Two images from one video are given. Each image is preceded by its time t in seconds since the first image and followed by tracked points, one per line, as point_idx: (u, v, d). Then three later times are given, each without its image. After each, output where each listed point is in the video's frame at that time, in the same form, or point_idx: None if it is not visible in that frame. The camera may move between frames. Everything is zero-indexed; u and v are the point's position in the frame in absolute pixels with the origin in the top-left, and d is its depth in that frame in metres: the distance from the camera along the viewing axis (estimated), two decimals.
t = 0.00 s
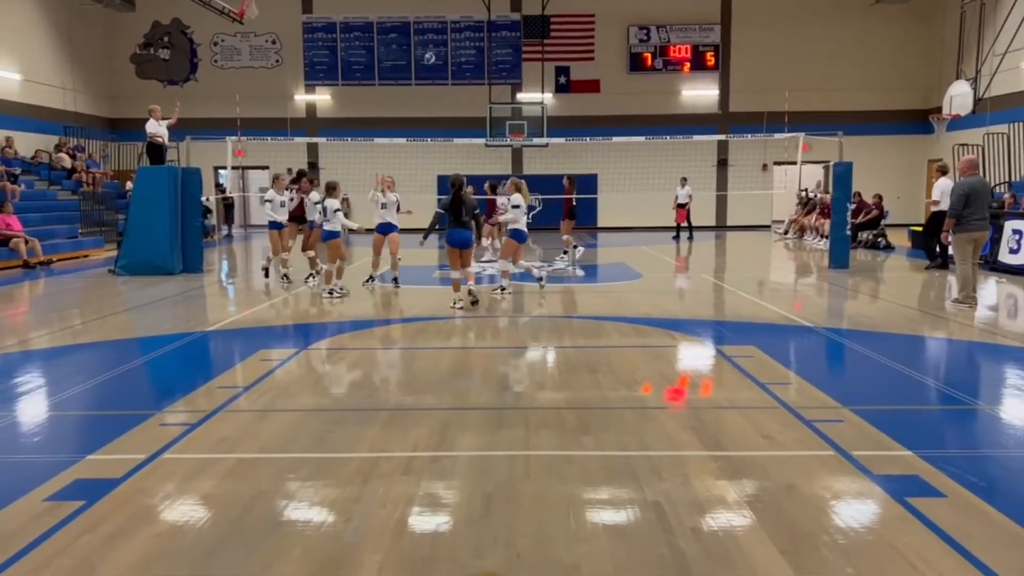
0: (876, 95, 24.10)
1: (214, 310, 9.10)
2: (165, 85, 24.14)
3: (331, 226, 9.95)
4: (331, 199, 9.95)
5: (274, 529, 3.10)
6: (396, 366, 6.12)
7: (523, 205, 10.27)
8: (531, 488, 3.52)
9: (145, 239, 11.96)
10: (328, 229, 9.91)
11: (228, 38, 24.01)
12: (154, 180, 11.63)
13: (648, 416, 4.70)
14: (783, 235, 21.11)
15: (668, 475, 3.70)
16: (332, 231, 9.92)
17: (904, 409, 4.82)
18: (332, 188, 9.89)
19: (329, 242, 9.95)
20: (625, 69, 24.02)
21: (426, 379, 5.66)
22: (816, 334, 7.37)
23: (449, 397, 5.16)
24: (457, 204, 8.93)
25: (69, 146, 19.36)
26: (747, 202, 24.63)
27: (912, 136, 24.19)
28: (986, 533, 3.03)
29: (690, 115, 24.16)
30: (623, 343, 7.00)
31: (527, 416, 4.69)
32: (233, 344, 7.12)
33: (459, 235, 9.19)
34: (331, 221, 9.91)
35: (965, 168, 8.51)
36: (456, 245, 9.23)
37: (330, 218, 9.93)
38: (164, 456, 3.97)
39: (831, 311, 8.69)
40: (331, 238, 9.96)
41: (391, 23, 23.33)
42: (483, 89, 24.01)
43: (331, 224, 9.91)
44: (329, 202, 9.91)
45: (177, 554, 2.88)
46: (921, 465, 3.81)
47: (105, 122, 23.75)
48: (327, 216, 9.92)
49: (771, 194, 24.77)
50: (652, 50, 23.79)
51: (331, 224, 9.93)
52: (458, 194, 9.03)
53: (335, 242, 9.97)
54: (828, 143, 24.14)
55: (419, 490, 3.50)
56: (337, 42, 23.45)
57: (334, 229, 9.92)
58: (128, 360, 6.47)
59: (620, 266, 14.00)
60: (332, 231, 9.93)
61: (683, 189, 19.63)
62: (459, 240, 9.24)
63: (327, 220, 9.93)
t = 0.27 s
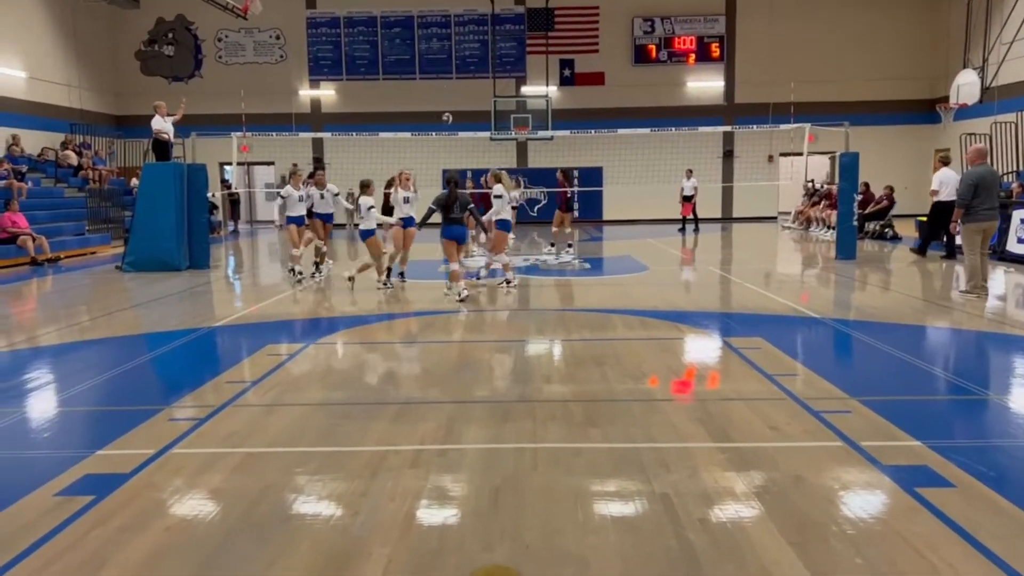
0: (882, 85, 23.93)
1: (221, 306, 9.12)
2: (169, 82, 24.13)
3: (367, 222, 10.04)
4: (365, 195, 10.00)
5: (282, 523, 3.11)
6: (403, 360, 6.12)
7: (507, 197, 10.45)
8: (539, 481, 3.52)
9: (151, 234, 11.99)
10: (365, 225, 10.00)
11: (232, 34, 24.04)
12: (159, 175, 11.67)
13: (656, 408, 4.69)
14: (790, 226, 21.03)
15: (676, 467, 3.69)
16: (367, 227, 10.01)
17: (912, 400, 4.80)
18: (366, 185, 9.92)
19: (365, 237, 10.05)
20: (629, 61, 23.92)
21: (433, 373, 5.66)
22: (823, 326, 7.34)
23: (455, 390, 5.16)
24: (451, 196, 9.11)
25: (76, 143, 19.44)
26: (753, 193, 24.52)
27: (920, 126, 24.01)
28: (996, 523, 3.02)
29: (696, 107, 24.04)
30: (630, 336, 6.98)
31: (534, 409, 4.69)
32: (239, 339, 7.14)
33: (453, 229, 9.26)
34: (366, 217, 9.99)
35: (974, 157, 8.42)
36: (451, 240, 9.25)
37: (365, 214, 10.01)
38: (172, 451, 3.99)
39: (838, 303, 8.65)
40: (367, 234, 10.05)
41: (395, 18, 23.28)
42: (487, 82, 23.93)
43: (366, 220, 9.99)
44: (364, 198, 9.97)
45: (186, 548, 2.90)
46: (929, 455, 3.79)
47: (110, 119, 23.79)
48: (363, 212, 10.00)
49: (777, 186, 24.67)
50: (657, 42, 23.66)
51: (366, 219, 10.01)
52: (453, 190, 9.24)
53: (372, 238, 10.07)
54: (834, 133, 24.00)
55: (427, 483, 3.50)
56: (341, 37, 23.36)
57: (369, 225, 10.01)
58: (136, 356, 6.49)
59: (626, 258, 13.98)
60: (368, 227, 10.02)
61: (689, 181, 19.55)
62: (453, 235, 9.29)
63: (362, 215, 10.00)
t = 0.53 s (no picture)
0: (882, 76, 23.87)
1: (222, 301, 9.11)
2: (168, 78, 24.39)
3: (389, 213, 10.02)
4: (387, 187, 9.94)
5: (283, 518, 3.11)
6: (404, 354, 6.12)
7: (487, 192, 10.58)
8: (541, 474, 3.52)
9: (151, 230, 11.99)
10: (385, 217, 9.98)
11: (230, 30, 23.95)
12: (158, 171, 11.66)
13: (656, 400, 4.70)
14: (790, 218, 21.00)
15: (677, 459, 3.70)
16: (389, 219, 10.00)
17: (913, 391, 4.81)
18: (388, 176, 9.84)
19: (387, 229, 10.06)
20: (628, 54, 23.86)
21: (434, 367, 5.66)
22: (823, 318, 7.34)
23: (456, 385, 5.16)
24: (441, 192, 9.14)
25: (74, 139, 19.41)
26: (753, 186, 24.49)
27: (920, 118, 23.96)
28: (995, 513, 3.02)
29: (695, 100, 23.99)
30: (630, 329, 6.98)
31: (534, 402, 4.69)
32: (240, 335, 7.14)
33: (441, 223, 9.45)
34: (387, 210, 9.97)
35: (979, 148, 8.40)
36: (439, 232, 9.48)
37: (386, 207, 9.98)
38: (174, 446, 3.99)
39: (839, 295, 8.63)
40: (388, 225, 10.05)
41: (393, 12, 23.25)
42: (487, 76, 23.89)
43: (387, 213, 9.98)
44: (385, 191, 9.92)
45: (188, 543, 2.90)
46: (930, 446, 3.80)
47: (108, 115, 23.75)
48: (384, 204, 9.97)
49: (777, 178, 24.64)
50: (656, 35, 23.63)
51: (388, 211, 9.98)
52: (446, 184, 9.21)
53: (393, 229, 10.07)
54: (833, 125, 23.95)
55: (428, 477, 3.50)
56: (339, 31, 23.34)
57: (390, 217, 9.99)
58: (136, 352, 6.49)
59: (626, 252, 13.96)
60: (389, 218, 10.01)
61: (689, 173, 19.53)
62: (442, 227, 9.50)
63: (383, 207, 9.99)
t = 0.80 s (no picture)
0: (880, 71, 23.84)
1: (220, 299, 9.10)
2: (165, 75, 24.32)
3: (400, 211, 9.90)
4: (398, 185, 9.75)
5: (283, 516, 3.11)
6: (403, 351, 6.12)
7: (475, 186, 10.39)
8: (540, 471, 3.52)
9: (149, 229, 11.98)
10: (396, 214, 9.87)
11: (227, 26, 23.85)
12: (156, 170, 11.63)
13: (655, 396, 4.70)
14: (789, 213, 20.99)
15: (675, 455, 3.70)
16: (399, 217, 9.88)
17: (912, 385, 4.81)
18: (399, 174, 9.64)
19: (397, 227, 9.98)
20: (626, 49, 23.83)
21: (433, 364, 5.66)
22: (822, 312, 7.34)
23: (456, 381, 5.16)
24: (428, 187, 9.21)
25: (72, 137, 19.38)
26: (752, 181, 24.47)
27: (918, 112, 23.92)
28: (993, 507, 3.03)
29: (694, 94, 23.96)
30: (629, 325, 6.99)
31: (533, 398, 4.69)
32: (238, 332, 7.13)
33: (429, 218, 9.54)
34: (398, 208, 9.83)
35: (985, 141, 8.36)
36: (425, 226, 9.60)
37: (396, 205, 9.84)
38: (172, 445, 3.99)
39: (838, 289, 8.63)
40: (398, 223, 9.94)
41: (390, 8, 23.26)
42: (484, 72, 23.88)
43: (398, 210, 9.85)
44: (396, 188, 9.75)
45: (187, 542, 2.90)
46: (928, 440, 3.80)
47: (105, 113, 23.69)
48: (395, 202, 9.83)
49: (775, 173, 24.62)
50: (653, 30, 23.58)
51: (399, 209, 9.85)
52: (436, 180, 9.30)
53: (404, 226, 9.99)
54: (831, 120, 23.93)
55: (427, 475, 3.50)
56: (337, 28, 23.45)
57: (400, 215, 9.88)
58: (135, 350, 6.49)
59: (625, 248, 13.95)
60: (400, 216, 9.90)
61: (687, 168, 19.50)
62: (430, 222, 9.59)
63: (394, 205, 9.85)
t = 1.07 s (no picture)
0: (880, 67, 23.81)
1: (221, 298, 9.11)
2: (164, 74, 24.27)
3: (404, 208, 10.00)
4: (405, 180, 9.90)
5: (283, 513, 3.12)
6: (404, 349, 6.12)
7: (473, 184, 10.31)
8: (540, 468, 3.52)
9: (148, 228, 11.98)
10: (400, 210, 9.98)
11: (226, 25, 23.84)
12: (155, 168, 11.62)
13: (655, 393, 4.70)
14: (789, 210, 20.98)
15: (676, 451, 3.70)
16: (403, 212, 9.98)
17: (913, 381, 4.81)
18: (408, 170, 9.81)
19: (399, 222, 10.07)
20: (626, 46, 23.80)
21: (433, 362, 5.66)
22: (822, 309, 7.33)
23: (456, 379, 5.16)
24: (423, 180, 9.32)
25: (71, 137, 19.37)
26: (752, 178, 24.45)
27: (918, 108, 23.89)
28: (993, 502, 3.03)
29: (693, 91, 23.93)
30: (630, 321, 6.99)
31: (533, 395, 4.70)
32: (238, 331, 7.14)
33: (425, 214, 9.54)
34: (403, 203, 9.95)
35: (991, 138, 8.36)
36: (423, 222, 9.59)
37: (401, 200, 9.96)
38: (172, 443, 3.99)
39: (838, 286, 8.63)
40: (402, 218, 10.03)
41: (390, 6, 23.22)
42: (484, 70, 23.85)
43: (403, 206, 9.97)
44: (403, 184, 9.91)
45: (188, 540, 2.90)
46: (928, 435, 3.80)
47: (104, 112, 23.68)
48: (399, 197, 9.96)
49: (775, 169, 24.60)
50: (653, 27, 23.54)
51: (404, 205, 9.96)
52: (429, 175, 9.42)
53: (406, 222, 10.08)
54: (831, 116, 23.91)
55: (427, 472, 3.50)
56: (336, 26, 23.40)
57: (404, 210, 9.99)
58: (135, 348, 6.49)
59: (625, 245, 13.94)
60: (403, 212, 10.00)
61: (688, 165, 19.48)
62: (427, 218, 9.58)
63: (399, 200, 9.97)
